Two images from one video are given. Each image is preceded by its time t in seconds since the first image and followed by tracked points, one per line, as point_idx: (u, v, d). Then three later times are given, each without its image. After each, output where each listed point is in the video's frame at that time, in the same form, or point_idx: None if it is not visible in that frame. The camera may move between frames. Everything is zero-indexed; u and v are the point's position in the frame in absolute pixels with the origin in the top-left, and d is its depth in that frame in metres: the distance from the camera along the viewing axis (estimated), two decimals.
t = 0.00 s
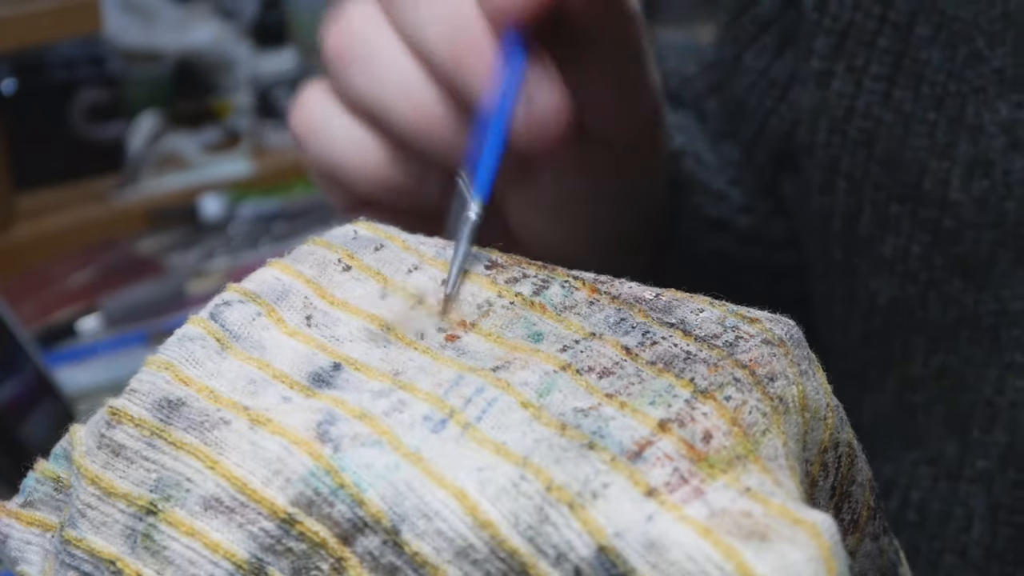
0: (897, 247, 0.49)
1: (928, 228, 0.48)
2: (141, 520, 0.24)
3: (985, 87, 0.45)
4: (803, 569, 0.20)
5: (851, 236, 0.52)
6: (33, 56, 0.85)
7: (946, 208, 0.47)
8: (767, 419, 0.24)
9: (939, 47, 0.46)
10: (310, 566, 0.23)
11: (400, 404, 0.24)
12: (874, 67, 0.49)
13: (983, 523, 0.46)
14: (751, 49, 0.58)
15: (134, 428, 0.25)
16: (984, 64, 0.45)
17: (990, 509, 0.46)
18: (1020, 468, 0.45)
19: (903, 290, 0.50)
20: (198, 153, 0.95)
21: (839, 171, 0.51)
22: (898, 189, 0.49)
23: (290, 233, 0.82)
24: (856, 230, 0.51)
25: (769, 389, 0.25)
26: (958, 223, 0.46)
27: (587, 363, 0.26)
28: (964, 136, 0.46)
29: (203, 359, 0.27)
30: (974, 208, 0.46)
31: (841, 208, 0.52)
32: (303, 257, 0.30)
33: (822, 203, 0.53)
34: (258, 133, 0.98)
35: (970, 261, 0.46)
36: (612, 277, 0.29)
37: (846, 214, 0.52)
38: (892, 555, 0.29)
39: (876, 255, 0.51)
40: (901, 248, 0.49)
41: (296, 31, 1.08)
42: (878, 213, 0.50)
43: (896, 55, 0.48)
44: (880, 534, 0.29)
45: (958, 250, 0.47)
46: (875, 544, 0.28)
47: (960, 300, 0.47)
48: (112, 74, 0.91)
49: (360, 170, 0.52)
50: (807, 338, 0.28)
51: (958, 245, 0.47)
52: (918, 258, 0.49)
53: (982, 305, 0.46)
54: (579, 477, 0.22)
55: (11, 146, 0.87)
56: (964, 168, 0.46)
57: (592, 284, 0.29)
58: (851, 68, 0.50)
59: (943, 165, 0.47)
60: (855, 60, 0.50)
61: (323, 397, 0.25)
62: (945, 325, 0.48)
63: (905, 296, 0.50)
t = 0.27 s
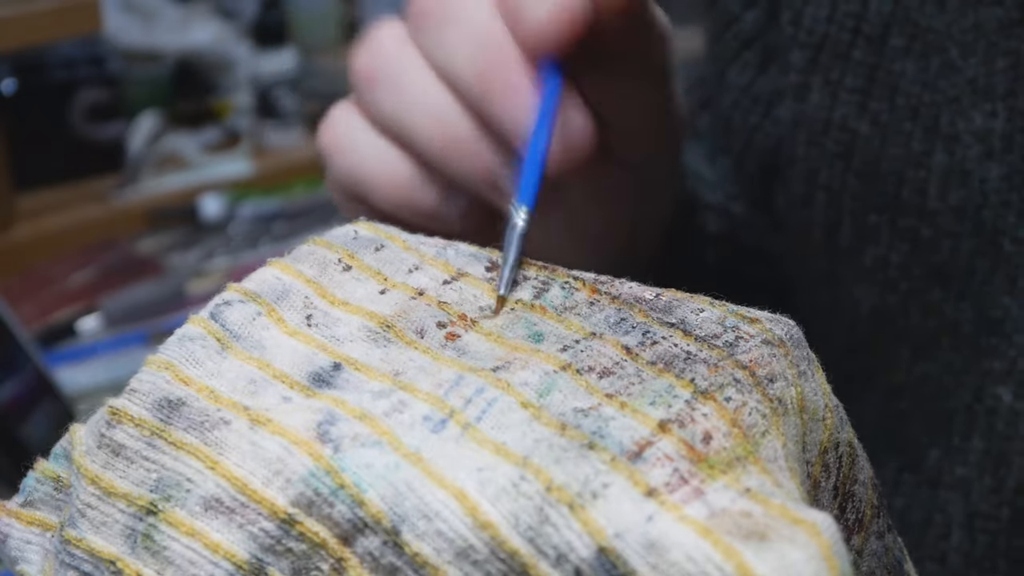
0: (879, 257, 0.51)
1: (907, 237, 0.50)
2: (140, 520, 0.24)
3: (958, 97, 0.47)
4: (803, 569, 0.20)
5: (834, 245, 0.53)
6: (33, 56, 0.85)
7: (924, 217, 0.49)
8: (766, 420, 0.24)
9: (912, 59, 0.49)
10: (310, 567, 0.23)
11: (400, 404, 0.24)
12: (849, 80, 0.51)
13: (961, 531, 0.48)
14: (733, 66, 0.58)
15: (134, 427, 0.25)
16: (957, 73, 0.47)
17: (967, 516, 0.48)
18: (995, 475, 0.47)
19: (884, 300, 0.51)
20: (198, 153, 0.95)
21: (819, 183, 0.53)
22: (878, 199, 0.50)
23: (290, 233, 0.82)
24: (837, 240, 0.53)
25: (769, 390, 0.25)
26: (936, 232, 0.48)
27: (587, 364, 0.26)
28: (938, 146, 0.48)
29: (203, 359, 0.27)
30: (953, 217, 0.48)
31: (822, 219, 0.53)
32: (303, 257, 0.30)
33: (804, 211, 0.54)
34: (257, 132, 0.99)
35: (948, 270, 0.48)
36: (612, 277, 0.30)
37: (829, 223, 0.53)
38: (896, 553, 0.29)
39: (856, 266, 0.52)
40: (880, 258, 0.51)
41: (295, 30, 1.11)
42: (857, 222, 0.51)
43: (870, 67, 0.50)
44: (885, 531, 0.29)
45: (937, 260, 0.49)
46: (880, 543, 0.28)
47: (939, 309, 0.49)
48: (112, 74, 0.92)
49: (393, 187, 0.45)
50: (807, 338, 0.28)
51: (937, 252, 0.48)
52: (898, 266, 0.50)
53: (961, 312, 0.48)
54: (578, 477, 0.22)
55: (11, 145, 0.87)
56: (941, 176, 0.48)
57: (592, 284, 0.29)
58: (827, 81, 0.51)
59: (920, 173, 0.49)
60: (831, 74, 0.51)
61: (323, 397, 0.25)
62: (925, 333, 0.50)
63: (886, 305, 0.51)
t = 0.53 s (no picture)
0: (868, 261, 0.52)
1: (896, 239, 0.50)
2: (141, 521, 0.24)
3: (945, 99, 0.47)
4: (803, 568, 0.20)
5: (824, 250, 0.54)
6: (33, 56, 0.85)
7: (913, 219, 0.49)
8: (767, 418, 0.24)
9: (899, 63, 0.49)
10: (312, 568, 0.23)
11: (400, 405, 0.24)
12: (836, 84, 0.51)
13: (949, 530, 0.47)
14: (723, 73, 0.58)
15: (135, 428, 0.25)
16: (943, 76, 0.47)
17: (956, 516, 0.46)
18: (984, 474, 0.46)
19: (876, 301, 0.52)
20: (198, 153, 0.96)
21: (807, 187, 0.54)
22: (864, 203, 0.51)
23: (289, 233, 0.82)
24: (827, 243, 0.54)
25: (770, 388, 0.25)
26: (925, 233, 0.49)
27: (587, 364, 0.26)
28: (925, 149, 0.48)
29: (203, 359, 0.27)
30: (941, 219, 0.48)
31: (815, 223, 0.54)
32: (303, 257, 0.30)
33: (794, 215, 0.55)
34: (257, 132, 0.98)
35: (939, 271, 0.49)
36: (612, 277, 0.30)
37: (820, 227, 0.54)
38: (896, 554, 0.29)
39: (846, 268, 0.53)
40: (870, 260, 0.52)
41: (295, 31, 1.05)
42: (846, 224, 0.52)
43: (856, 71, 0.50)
44: (884, 533, 0.29)
45: (926, 261, 0.49)
46: (880, 544, 0.28)
47: (929, 310, 0.49)
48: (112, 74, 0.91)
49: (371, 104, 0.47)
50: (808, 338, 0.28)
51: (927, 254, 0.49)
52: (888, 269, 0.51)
53: (952, 313, 0.48)
54: (579, 477, 0.22)
55: (10, 144, 0.87)
56: (929, 179, 0.48)
57: (592, 284, 0.29)
58: (814, 85, 0.52)
59: (908, 176, 0.49)
60: (818, 78, 0.52)
61: (323, 398, 0.25)
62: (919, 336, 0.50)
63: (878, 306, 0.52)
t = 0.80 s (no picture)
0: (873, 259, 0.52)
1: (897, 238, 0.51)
2: (141, 521, 0.24)
3: (945, 96, 0.48)
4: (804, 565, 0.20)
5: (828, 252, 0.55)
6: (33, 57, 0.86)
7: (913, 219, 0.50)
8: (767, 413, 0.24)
9: (897, 62, 0.49)
10: (314, 569, 0.23)
11: (400, 405, 0.24)
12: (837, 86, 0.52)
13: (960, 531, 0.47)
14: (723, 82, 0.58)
15: (135, 428, 0.25)
16: (944, 73, 0.48)
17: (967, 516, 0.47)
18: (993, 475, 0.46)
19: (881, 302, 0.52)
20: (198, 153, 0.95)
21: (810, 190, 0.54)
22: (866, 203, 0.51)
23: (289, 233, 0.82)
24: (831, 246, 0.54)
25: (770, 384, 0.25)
26: (926, 232, 0.50)
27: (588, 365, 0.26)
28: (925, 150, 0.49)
29: (203, 359, 0.27)
30: (942, 217, 0.49)
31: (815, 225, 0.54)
32: (303, 257, 0.30)
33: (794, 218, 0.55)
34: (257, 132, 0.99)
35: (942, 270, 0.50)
36: (612, 277, 0.30)
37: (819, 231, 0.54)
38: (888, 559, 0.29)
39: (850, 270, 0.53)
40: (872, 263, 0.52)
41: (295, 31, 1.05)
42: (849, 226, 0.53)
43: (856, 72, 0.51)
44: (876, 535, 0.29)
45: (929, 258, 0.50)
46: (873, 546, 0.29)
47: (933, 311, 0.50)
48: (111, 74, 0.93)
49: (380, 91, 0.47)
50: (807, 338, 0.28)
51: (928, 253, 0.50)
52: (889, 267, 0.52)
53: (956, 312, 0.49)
54: (579, 477, 0.22)
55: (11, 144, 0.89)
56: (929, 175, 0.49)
57: (592, 284, 0.29)
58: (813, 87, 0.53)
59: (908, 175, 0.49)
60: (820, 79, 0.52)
61: (323, 398, 0.25)
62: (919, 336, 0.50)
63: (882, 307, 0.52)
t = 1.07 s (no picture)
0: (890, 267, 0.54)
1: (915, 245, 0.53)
2: (141, 521, 0.24)
3: (965, 100, 0.51)
4: (804, 567, 0.20)
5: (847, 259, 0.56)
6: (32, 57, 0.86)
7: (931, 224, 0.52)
8: (766, 414, 0.24)
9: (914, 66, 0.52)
10: (314, 570, 0.23)
11: (400, 405, 0.24)
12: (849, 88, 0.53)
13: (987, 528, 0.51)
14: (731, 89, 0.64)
15: (135, 428, 0.25)
16: (963, 77, 0.51)
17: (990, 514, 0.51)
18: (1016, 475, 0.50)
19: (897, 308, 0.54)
20: (199, 152, 0.96)
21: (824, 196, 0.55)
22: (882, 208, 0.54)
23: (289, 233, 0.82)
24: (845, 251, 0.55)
25: (770, 385, 0.25)
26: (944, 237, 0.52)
27: (587, 364, 0.26)
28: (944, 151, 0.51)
29: (203, 359, 0.27)
30: (961, 221, 0.51)
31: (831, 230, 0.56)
32: (303, 257, 0.30)
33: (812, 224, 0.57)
34: (258, 132, 0.98)
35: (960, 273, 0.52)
36: (612, 277, 0.30)
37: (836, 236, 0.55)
38: (884, 563, 0.29)
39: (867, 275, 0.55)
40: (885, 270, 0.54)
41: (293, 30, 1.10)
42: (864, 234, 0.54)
43: (869, 76, 0.53)
44: (873, 541, 0.29)
45: (946, 265, 0.52)
46: (867, 551, 0.28)
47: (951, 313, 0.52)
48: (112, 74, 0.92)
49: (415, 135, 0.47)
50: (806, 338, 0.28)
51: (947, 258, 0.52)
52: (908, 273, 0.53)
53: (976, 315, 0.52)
54: (578, 477, 0.22)
55: (10, 144, 0.86)
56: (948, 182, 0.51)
57: (592, 284, 0.29)
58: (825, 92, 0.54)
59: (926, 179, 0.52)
60: (831, 84, 0.54)
61: (323, 398, 0.25)
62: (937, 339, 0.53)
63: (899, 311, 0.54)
